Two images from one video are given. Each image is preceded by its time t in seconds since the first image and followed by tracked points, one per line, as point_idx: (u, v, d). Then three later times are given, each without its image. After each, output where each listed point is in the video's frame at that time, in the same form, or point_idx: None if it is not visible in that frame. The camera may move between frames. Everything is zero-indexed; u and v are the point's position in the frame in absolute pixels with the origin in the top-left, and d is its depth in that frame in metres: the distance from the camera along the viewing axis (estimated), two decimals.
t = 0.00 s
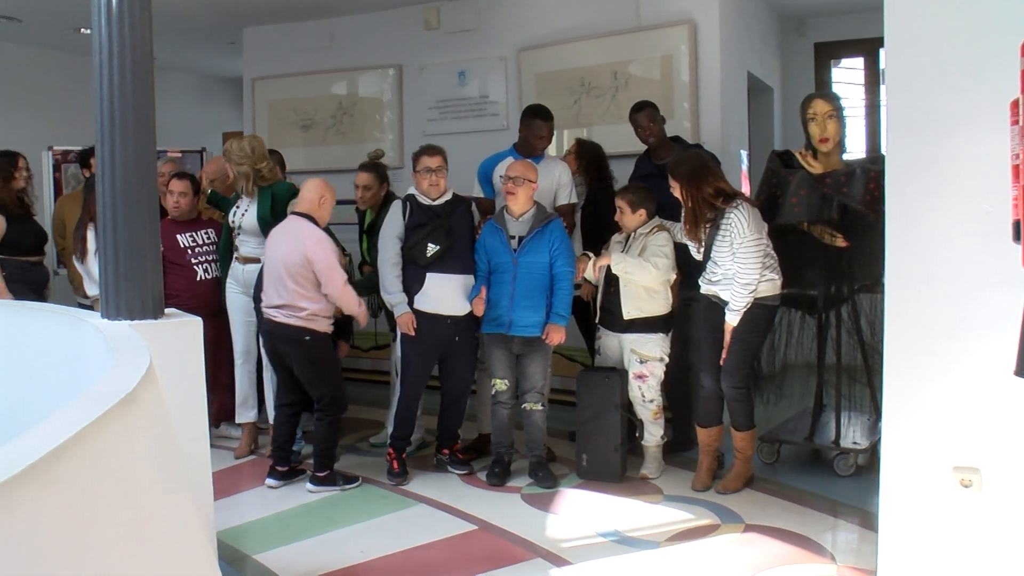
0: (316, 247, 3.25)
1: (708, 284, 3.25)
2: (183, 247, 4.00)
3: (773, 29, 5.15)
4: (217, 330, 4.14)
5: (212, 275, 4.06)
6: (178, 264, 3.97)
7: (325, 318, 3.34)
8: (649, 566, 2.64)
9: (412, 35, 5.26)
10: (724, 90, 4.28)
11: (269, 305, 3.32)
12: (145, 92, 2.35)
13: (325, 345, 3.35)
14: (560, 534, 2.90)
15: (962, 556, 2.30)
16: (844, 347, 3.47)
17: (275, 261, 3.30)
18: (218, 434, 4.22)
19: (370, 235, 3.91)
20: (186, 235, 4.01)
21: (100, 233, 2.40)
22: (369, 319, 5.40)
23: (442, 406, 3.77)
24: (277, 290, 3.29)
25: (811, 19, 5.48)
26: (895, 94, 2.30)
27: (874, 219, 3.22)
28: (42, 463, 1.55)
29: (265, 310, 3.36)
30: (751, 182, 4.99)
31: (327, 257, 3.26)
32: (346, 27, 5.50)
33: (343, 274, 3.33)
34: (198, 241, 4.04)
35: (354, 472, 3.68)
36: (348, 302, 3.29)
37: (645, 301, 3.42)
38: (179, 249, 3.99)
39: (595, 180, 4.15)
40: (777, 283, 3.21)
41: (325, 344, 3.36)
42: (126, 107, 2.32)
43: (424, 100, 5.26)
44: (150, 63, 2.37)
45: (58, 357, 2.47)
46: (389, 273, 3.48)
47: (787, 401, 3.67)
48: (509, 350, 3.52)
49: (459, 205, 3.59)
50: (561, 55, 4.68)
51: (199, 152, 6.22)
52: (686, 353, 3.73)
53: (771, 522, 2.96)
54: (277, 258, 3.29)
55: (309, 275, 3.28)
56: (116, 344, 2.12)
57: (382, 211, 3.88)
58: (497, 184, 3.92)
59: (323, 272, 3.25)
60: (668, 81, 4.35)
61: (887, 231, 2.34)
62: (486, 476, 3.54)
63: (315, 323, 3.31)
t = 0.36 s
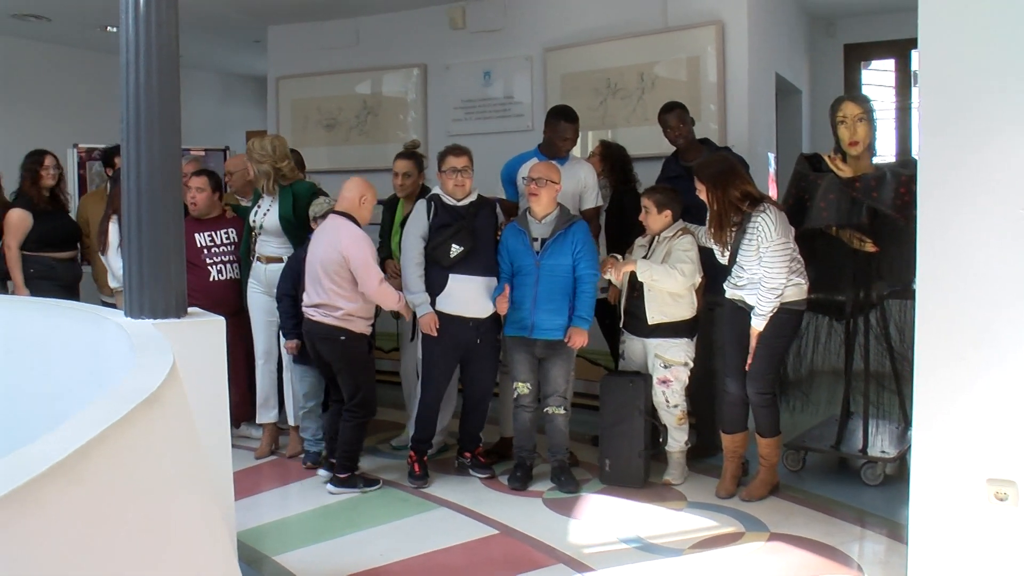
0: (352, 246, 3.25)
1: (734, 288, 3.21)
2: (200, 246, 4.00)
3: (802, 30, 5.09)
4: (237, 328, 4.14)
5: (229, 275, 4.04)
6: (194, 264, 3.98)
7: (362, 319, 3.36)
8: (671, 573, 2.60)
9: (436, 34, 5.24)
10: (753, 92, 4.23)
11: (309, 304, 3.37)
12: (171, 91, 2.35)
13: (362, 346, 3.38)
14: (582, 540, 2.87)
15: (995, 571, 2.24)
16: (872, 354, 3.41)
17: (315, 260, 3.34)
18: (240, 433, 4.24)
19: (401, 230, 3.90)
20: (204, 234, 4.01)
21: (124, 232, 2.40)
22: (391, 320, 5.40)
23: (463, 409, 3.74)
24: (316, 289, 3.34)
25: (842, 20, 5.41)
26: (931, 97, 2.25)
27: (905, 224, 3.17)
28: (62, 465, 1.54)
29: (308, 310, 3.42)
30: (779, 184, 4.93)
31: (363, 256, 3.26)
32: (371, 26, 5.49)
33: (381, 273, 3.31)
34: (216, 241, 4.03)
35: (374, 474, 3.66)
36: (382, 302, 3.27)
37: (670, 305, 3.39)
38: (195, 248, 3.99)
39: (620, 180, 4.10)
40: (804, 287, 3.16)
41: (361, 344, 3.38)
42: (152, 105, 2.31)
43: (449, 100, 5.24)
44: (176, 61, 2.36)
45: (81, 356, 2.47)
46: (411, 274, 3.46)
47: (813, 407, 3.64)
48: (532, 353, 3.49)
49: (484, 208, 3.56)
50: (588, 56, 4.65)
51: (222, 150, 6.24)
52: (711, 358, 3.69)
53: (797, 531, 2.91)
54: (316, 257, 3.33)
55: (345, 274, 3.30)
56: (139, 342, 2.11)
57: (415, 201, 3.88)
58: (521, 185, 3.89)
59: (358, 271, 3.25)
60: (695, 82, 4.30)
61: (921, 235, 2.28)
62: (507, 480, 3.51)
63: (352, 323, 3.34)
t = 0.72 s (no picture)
0: (361, 244, 3.30)
1: (749, 291, 3.18)
2: (217, 250, 3.99)
3: (820, 32, 5.06)
4: (252, 332, 4.14)
5: (245, 280, 4.05)
6: (211, 268, 3.97)
7: (379, 317, 3.39)
8: None
9: (451, 35, 5.23)
10: (770, 94, 4.20)
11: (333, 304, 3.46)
12: (185, 92, 2.34)
13: (380, 346, 3.40)
14: (595, 545, 2.84)
15: None
16: (890, 360, 3.37)
17: (337, 260, 3.43)
18: (251, 436, 4.23)
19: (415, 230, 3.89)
20: (220, 237, 4.00)
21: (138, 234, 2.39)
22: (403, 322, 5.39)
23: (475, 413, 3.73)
24: (335, 288, 3.42)
25: (859, 22, 5.37)
26: (954, 100, 2.21)
27: (925, 230, 3.14)
28: (80, 465, 1.52)
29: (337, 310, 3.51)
30: (795, 188, 4.89)
31: (370, 254, 3.28)
32: (385, 27, 5.49)
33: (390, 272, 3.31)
34: (232, 244, 4.02)
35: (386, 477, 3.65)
36: (386, 300, 3.27)
37: (684, 309, 3.35)
38: (211, 250, 3.98)
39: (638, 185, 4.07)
40: (820, 291, 3.12)
41: (380, 344, 3.41)
42: (168, 106, 2.31)
43: (463, 101, 5.22)
44: (191, 62, 2.35)
45: (95, 358, 2.47)
46: (426, 272, 3.42)
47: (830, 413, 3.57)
48: (545, 356, 3.47)
49: (499, 213, 3.56)
50: (603, 58, 4.63)
51: (234, 151, 6.25)
52: (725, 363, 3.65)
53: (813, 538, 2.88)
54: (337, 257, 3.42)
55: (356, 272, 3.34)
56: (153, 344, 2.10)
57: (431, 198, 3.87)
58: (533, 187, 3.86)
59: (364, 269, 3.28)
60: (712, 84, 4.27)
61: (942, 239, 2.25)
62: (520, 484, 3.49)
63: (369, 321, 3.37)
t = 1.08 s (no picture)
0: (371, 242, 3.37)
1: (758, 294, 3.15)
2: (227, 250, 3.98)
3: (831, 33, 5.03)
4: (258, 333, 4.13)
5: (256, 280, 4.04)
6: (222, 268, 3.95)
7: (388, 316, 3.43)
8: None
9: (459, 35, 5.22)
10: (780, 95, 4.17)
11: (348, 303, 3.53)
12: (195, 91, 2.33)
13: (391, 345, 3.45)
14: (603, 549, 2.82)
15: None
16: (901, 364, 3.35)
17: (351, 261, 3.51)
18: (257, 436, 4.22)
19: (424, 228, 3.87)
20: (230, 237, 3.99)
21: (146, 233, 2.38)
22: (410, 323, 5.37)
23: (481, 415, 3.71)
24: (349, 286, 3.50)
25: (871, 22, 5.35)
26: (968, 102, 2.19)
27: (938, 235, 3.11)
28: (93, 465, 1.51)
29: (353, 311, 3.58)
30: (806, 190, 4.87)
31: (378, 252, 3.34)
32: (393, 27, 5.47)
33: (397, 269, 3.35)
34: (241, 244, 4.02)
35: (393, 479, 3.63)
36: (392, 296, 3.31)
37: (692, 312, 3.33)
38: (220, 250, 3.97)
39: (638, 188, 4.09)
40: (830, 294, 3.10)
41: (392, 342, 3.45)
42: (178, 105, 2.29)
43: (471, 102, 5.21)
44: (200, 61, 2.34)
45: (103, 358, 2.46)
46: (436, 270, 3.39)
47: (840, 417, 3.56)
48: (552, 358, 3.45)
49: (507, 217, 3.53)
50: (612, 59, 4.61)
51: (241, 151, 6.25)
52: (733, 366, 3.63)
53: (822, 544, 2.85)
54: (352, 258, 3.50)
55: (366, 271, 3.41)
56: (163, 344, 2.08)
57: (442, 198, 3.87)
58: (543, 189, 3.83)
59: (372, 266, 3.34)
60: (722, 85, 4.25)
61: (955, 243, 2.23)
62: (528, 487, 3.47)
63: (378, 319, 3.42)
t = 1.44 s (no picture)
0: (379, 243, 3.43)
1: (763, 296, 3.13)
2: (233, 249, 3.95)
3: (836, 33, 5.01)
4: (261, 333, 4.11)
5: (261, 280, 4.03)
6: (227, 269, 3.92)
7: (397, 316, 3.48)
8: None
9: (462, 35, 5.20)
10: (785, 96, 4.16)
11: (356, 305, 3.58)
12: (199, 90, 2.31)
13: (399, 344, 3.50)
14: (606, 551, 2.80)
15: None
16: (906, 366, 3.35)
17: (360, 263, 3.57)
18: (259, 438, 4.20)
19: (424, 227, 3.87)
20: (235, 236, 3.97)
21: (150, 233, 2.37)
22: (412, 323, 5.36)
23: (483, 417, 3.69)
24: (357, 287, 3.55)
25: (877, 23, 5.33)
26: (976, 102, 2.17)
27: (944, 236, 3.09)
28: (100, 465, 1.50)
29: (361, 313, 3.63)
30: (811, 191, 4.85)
31: (387, 251, 3.41)
32: (396, 27, 5.46)
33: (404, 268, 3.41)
34: (246, 243, 4.00)
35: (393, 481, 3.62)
36: (400, 293, 3.37)
37: (695, 314, 3.31)
38: (225, 250, 3.93)
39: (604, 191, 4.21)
40: (835, 296, 3.07)
41: (399, 342, 3.50)
42: (182, 103, 2.28)
43: (474, 102, 5.19)
44: (205, 59, 2.32)
45: (106, 359, 2.44)
46: (429, 276, 3.32)
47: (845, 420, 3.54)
48: (554, 360, 3.42)
49: (495, 218, 3.52)
50: (616, 60, 4.59)
51: (242, 151, 6.23)
52: (737, 369, 3.62)
53: (826, 547, 2.83)
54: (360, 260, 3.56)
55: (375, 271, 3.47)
56: (169, 346, 2.06)
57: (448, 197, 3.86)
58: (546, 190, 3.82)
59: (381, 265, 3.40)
60: (726, 86, 4.24)
61: (963, 244, 2.21)
62: (530, 490, 3.45)
63: (387, 319, 3.47)
